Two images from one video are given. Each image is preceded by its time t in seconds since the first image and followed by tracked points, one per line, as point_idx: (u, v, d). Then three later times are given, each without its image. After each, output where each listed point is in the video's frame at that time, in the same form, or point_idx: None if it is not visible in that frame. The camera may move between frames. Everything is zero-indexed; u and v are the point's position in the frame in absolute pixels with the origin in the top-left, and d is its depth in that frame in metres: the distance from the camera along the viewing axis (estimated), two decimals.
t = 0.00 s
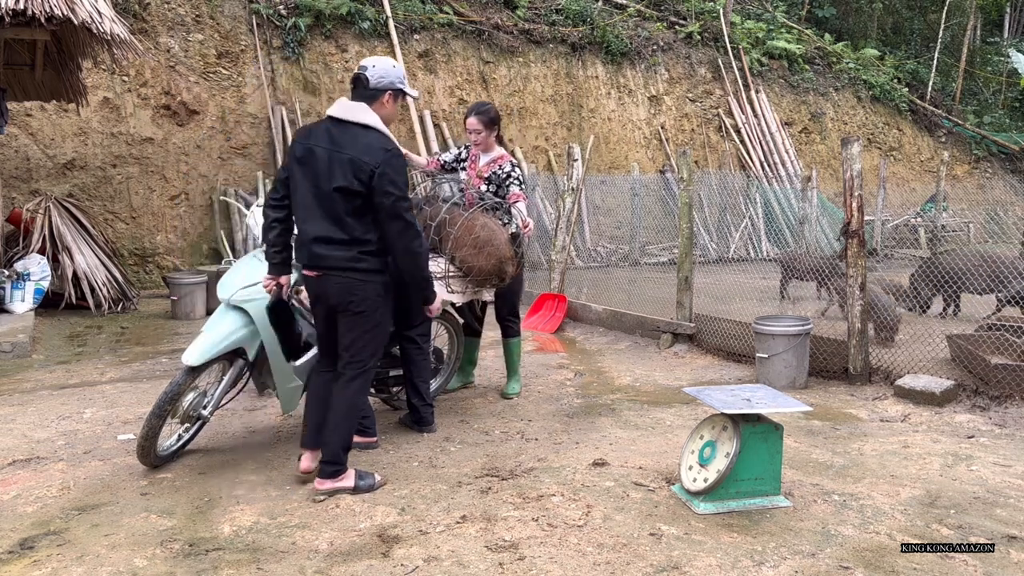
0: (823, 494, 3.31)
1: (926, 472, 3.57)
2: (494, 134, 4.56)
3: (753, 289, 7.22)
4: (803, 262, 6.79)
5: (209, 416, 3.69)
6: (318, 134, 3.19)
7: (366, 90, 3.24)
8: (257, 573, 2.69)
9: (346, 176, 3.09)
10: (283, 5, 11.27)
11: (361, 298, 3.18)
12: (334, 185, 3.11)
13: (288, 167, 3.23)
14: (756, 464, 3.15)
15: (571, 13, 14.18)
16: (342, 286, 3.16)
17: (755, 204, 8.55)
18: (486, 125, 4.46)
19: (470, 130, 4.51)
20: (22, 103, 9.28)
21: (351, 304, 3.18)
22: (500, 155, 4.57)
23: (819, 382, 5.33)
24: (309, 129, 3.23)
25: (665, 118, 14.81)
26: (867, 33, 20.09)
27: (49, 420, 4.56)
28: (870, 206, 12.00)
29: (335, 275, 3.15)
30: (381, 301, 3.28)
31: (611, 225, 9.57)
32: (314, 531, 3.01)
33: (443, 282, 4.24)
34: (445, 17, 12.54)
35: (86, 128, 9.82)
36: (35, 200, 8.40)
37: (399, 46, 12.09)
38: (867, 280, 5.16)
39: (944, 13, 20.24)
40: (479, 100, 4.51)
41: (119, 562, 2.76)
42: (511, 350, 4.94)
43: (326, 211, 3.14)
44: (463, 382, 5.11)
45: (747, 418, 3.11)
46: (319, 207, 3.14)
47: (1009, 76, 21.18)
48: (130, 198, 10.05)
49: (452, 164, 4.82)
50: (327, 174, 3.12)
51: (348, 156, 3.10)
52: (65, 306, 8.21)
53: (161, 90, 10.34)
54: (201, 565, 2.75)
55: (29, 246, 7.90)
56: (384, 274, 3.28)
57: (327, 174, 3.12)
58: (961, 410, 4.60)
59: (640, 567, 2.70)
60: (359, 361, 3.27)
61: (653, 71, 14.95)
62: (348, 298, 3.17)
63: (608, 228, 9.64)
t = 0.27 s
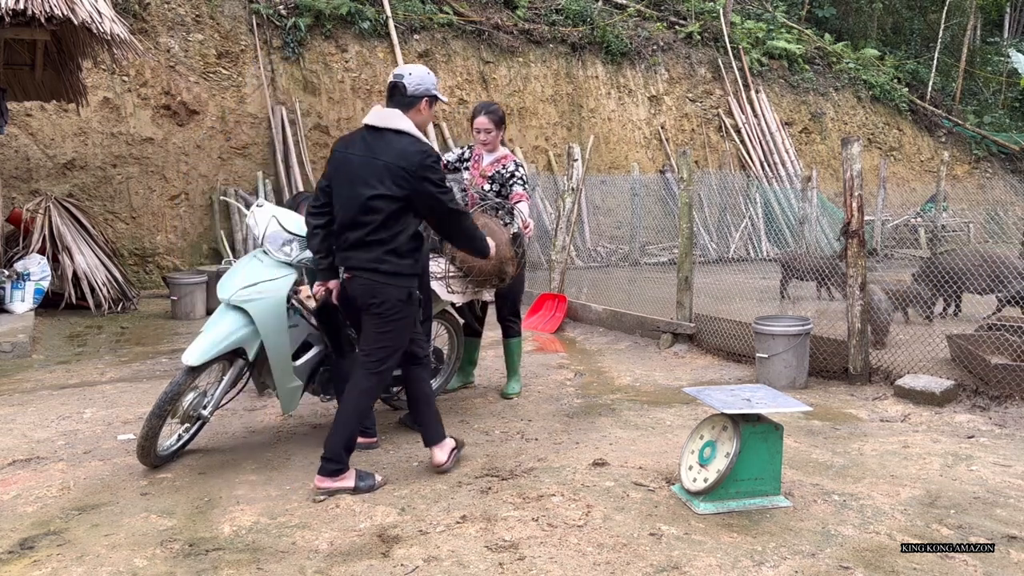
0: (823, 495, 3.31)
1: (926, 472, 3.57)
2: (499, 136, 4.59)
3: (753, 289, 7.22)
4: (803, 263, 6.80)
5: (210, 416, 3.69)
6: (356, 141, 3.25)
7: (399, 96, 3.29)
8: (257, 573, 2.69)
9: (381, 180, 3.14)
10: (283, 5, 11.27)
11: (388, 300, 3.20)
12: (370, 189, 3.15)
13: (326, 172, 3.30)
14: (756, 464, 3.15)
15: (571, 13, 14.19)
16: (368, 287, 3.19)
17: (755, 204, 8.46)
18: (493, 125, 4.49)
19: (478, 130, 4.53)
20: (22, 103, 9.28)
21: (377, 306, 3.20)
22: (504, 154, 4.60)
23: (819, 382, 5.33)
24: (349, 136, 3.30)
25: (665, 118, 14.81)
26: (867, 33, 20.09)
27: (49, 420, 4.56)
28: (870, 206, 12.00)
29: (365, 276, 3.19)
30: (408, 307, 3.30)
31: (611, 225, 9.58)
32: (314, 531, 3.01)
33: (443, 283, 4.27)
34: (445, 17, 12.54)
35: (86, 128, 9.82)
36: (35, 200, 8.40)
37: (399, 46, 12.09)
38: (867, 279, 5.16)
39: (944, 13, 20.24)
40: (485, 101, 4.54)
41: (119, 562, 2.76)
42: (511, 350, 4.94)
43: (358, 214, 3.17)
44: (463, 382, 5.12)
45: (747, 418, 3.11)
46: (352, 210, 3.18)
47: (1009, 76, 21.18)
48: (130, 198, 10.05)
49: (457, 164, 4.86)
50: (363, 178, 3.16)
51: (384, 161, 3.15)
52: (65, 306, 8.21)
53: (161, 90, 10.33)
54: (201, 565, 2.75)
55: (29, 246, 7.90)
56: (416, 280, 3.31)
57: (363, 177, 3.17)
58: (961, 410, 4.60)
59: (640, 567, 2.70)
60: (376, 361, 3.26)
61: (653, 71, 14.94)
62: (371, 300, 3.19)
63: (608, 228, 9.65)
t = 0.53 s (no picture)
0: (823, 494, 3.31)
1: (926, 472, 3.57)
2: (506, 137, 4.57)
3: (753, 289, 7.22)
4: (804, 263, 6.81)
5: (210, 416, 3.69)
6: (405, 147, 3.32)
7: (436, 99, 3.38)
8: (257, 573, 2.69)
9: (442, 181, 3.22)
10: (283, 5, 11.28)
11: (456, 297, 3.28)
12: (431, 191, 3.23)
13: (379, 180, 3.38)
14: (756, 464, 3.15)
15: (571, 13, 14.19)
16: (435, 286, 3.27)
17: (755, 204, 8.45)
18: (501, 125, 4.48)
19: (488, 128, 4.51)
20: (22, 103, 9.28)
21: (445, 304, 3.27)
22: (508, 155, 4.59)
23: (819, 382, 5.33)
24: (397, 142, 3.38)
25: (665, 118, 14.81)
26: (867, 33, 20.09)
27: (49, 420, 4.56)
28: (870, 206, 12.00)
29: (432, 277, 3.26)
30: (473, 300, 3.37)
31: (611, 225, 9.58)
32: (314, 531, 3.01)
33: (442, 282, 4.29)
34: (445, 17, 12.53)
35: (86, 128, 9.82)
36: (35, 200, 8.41)
37: (399, 46, 12.09)
38: (867, 279, 5.17)
39: (944, 13, 20.25)
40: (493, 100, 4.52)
41: (119, 562, 2.76)
42: (512, 350, 4.94)
43: (420, 216, 3.25)
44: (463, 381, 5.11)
45: (747, 418, 3.11)
46: (414, 213, 3.26)
47: (1009, 76, 21.18)
48: (130, 198, 10.05)
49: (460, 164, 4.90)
50: (423, 180, 3.24)
51: (440, 162, 3.23)
52: (65, 306, 8.21)
53: (161, 90, 10.33)
54: (201, 565, 2.75)
55: (29, 246, 7.90)
56: (477, 276, 3.39)
57: (421, 180, 3.25)
58: (961, 410, 4.60)
59: (640, 567, 2.70)
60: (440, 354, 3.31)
61: (653, 71, 14.94)
62: (440, 297, 3.26)
63: (608, 229, 9.65)
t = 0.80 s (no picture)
0: (823, 494, 3.31)
1: (926, 472, 3.57)
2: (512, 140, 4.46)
3: (753, 289, 7.23)
4: (804, 263, 6.84)
5: (210, 416, 3.69)
6: (456, 143, 3.46)
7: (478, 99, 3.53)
8: (257, 573, 2.69)
9: (498, 175, 3.40)
10: (283, 5, 11.28)
11: (511, 287, 3.45)
12: (487, 184, 3.40)
13: (426, 175, 3.49)
14: (756, 464, 3.15)
15: (571, 13, 14.19)
16: (493, 277, 3.43)
17: (755, 204, 8.37)
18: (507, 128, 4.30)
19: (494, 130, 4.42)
20: (22, 103, 9.29)
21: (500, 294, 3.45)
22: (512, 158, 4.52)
23: (819, 382, 5.33)
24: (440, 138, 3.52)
25: (665, 118, 14.82)
26: (867, 33, 20.09)
27: (49, 420, 4.56)
28: (870, 206, 12.00)
29: (487, 267, 3.42)
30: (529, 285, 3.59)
31: (611, 225, 9.58)
32: (314, 531, 3.01)
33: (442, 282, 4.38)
34: (445, 17, 12.54)
35: (86, 128, 9.82)
36: (35, 200, 8.41)
37: (399, 46, 12.09)
38: (867, 279, 5.17)
39: (944, 13, 20.25)
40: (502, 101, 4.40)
41: (119, 562, 2.76)
42: (511, 351, 4.94)
43: (477, 210, 3.41)
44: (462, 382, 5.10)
45: (747, 418, 3.11)
46: (471, 207, 3.41)
47: (1009, 76, 21.18)
48: (130, 198, 10.05)
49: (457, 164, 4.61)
50: (480, 174, 3.40)
51: (495, 158, 3.40)
52: (65, 306, 8.21)
53: (161, 90, 10.33)
54: (201, 565, 2.75)
55: (29, 246, 7.90)
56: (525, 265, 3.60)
57: (477, 176, 3.40)
58: (961, 410, 4.60)
59: (639, 567, 2.70)
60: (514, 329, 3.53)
61: (653, 71, 14.94)
62: (499, 287, 3.44)
63: (608, 229, 9.64)
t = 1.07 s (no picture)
0: (823, 494, 3.31)
1: (926, 472, 3.57)
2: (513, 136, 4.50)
3: (753, 289, 7.21)
4: (804, 263, 6.86)
5: (210, 416, 3.69)
6: (531, 146, 3.54)
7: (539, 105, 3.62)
8: (257, 573, 2.69)
9: (574, 182, 3.58)
10: (283, 5, 11.28)
11: (572, 289, 3.64)
12: (565, 189, 3.55)
13: (499, 174, 3.50)
14: (756, 464, 3.15)
15: (571, 13, 14.19)
16: (563, 279, 3.59)
17: (755, 204, 8.50)
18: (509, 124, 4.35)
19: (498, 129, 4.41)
20: (21, 103, 9.29)
21: (564, 296, 3.61)
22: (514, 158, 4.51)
23: (819, 382, 5.33)
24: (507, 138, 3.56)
25: (665, 118, 14.82)
26: (867, 33, 20.08)
27: (49, 420, 4.56)
28: (870, 206, 12.01)
29: (557, 269, 3.57)
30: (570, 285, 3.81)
31: (610, 226, 9.57)
32: (314, 531, 3.01)
33: (442, 283, 4.36)
34: (445, 17, 12.54)
35: (86, 128, 9.82)
36: (36, 200, 8.41)
37: (399, 46, 12.09)
38: (867, 279, 5.16)
39: (944, 13, 20.24)
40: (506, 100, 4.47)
41: (119, 562, 2.76)
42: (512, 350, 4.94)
43: (556, 215, 3.54)
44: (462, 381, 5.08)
45: (747, 418, 3.11)
46: (549, 211, 3.53)
47: (1009, 76, 21.18)
48: (130, 198, 10.05)
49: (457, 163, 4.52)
50: (557, 180, 3.54)
51: (572, 165, 3.57)
52: (65, 306, 8.21)
53: (161, 90, 10.33)
54: (201, 565, 2.75)
55: (29, 246, 7.90)
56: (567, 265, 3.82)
57: (557, 181, 3.54)
58: (961, 410, 4.60)
59: (639, 567, 2.70)
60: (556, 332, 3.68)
61: (653, 71, 14.93)
62: (564, 288, 3.60)
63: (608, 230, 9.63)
